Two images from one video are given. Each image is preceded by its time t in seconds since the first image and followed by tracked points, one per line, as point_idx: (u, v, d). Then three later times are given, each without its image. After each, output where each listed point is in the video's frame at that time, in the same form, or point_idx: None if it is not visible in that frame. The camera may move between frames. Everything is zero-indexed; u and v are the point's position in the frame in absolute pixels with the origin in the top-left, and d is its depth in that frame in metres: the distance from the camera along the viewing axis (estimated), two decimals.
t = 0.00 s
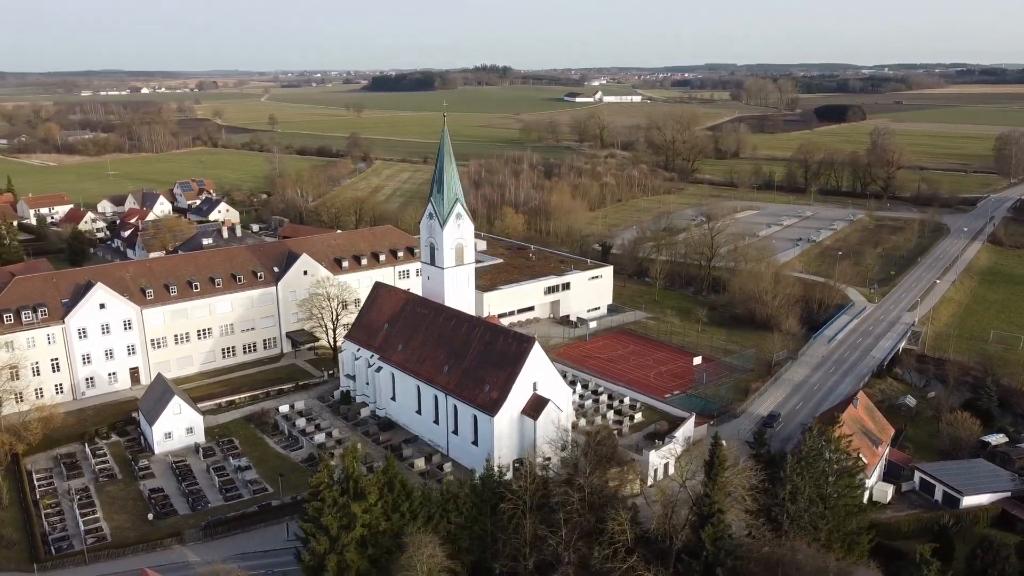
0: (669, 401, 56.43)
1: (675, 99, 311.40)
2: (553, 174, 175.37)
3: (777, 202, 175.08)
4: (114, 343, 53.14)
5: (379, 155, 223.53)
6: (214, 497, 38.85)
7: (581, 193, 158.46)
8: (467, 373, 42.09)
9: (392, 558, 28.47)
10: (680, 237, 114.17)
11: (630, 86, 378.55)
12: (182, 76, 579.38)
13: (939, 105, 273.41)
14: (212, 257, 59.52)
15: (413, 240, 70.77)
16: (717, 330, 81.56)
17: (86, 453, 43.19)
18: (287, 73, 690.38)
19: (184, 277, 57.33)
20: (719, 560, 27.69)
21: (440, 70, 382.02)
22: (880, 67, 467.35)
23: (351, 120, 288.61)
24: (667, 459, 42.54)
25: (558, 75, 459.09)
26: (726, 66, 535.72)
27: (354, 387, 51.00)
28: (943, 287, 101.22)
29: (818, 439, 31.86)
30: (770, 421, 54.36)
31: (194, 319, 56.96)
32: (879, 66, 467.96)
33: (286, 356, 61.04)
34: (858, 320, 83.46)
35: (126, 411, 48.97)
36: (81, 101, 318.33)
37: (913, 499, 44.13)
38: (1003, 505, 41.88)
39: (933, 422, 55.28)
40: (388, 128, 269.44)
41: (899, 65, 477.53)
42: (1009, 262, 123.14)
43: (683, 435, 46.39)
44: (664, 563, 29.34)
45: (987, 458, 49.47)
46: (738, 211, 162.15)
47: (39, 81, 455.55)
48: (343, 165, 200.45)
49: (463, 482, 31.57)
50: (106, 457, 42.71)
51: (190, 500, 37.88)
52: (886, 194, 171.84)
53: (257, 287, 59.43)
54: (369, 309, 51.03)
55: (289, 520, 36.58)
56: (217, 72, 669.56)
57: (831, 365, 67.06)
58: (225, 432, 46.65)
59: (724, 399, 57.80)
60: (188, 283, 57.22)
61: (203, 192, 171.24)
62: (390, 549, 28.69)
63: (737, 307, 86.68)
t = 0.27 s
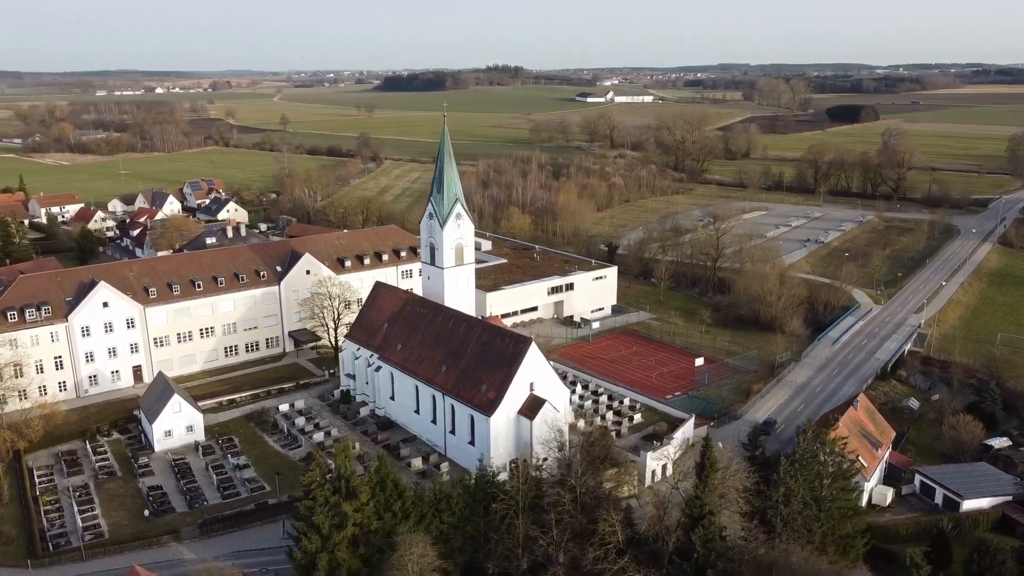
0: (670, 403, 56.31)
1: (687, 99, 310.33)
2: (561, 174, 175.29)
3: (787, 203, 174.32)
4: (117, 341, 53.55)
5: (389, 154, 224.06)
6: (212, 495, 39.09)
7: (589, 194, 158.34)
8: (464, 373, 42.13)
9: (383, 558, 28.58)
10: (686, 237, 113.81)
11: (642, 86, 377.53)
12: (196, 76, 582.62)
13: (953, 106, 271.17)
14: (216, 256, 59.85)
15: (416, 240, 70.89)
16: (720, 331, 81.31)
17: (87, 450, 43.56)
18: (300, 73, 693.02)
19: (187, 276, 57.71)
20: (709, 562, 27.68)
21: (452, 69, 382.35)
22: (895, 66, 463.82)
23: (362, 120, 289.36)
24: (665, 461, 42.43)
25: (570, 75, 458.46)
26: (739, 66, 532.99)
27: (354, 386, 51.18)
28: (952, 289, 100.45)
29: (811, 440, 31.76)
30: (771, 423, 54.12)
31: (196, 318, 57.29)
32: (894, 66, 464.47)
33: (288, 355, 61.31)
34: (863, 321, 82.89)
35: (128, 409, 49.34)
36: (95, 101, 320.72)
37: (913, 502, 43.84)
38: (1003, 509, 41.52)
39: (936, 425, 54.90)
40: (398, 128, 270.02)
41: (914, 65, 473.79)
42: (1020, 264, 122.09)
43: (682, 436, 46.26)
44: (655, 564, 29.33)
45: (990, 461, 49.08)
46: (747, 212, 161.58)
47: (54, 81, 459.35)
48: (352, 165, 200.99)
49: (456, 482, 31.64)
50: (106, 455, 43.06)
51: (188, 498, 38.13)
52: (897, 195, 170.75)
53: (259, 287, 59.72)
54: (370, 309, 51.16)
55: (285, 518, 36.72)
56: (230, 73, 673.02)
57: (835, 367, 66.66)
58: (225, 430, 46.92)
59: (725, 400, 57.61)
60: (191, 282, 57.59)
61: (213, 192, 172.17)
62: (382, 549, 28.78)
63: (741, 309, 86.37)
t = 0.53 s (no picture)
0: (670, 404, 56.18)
1: (699, 99, 309.24)
2: (569, 174, 175.19)
3: (796, 203, 173.52)
4: (120, 340, 53.97)
5: (399, 154, 224.49)
6: (209, 493, 39.33)
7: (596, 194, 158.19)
8: (462, 373, 42.20)
9: (375, 557, 28.67)
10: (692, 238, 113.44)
11: (654, 86, 376.54)
12: (210, 77, 585.77)
13: (967, 106, 268.85)
14: (219, 255, 60.19)
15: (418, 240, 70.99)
16: (724, 332, 81.01)
17: (88, 448, 43.93)
18: (313, 74, 695.52)
19: (189, 275, 58.07)
20: (699, 564, 27.67)
21: (463, 69, 382.60)
22: (911, 66, 460.23)
23: (373, 120, 290.05)
24: (662, 462, 42.34)
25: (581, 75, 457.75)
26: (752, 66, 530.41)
27: (354, 386, 51.37)
28: (960, 291, 99.66)
29: (805, 443, 31.70)
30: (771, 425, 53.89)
31: (198, 317, 57.64)
32: (910, 66, 460.88)
33: (290, 354, 61.57)
34: (869, 323, 82.34)
35: (129, 406, 49.72)
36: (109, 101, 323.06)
37: (913, 505, 43.57)
38: (1004, 513, 41.16)
39: (939, 428, 54.49)
40: (408, 128, 270.54)
41: (929, 65, 470.11)
42: None
43: (680, 438, 46.16)
44: (647, 566, 29.30)
45: (991, 466, 48.69)
46: (755, 213, 160.95)
47: (70, 81, 463.28)
48: (361, 164, 201.42)
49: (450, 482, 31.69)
50: (106, 452, 43.38)
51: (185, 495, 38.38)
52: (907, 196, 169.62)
53: (262, 286, 60.00)
54: (370, 309, 51.26)
55: (280, 517, 36.88)
56: (244, 73, 676.53)
57: (838, 369, 66.26)
58: (225, 429, 47.18)
59: (726, 402, 57.42)
60: (194, 280, 57.95)
61: (222, 191, 173.07)
62: (373, 549, 28.90)
63: (745, 310, 86.06)
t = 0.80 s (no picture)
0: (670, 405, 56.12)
1: (710, 99, 307.92)
2: (577, 174, 175.01)
3: (805, 204, 172.57)
4: (123, 337, 54.37)
5: (408, 154, 224.80)
6: (207, 490, 39.58)
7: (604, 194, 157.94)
8: (460, 373, 42.27)
9: (367, 556, 28.79)
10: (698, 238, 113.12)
11: (666, 86, 375.29)
12: (223, 76, 588.44)
13: (982, 106, 266.38)
14: (221, 254, 60.51)
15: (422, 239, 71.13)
16: (727, 333, 80.74)
17: (89, 445, 44.32)
18: (326, 73, 697.38)
19: (192, 274, 58.44)
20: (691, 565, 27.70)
21: (475, 69, 382.57)
22: (926, 66, 456.37)
23: (383, 120, 290.64)
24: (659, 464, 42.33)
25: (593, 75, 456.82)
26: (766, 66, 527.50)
27: (354, 385, 51.57)
28: (967, 293, 98.89)
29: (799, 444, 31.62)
30: (772, 426, 53.71)
31: (201, 315, 58.00)
32: (925, 66, 456.97)
33: (292, 353, 61.88)
34: (874, 324, 81.81)
35: (131, 404, 50.12)
36: (122, 100, 325.32)
37: (912, 508, 43.31)
38: (1004, 517, 40.85)
39: (941, 430, 54.12)
40: (419, 127, 270.96)
41: (944, 65, 466.18)
42: None
43: (678, 438, 46.04)
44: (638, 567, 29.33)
45: (994, 469, 48.28)
46: (763, 214, 160.24)
47: (85, 81, 466.89)
48: (370, 164, 201.99)
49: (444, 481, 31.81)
50: (107, 449, 43.73)
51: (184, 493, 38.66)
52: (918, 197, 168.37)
53: (264, 285, 60.33)
54: (370, 308, 51.39)
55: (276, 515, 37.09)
56: (258, 73, 679.96)
57: (842, 371, 65.86)
58: (225, 427, 47.50)
59: (727, 403, 57.25)
60: (197, 279, 58.32)
61: (231, 190, 173.97)
62: (366, 547, 29.04)
63: (749, 311, 85.75)
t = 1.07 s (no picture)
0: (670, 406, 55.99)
1: (722, 100, 306.53)
2: (586, 175, 174.77)
3: (815, 205, 171.55)
4: (126, 335, 54.80)
5: (418, 154, 225.06)
6: (205, 488, 39.84)
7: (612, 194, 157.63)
8: (458, 372, 42.31)
9: (359, 555, 28.90)
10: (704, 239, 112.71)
11: (678, 86, 373.80)
12: (237, 76, 591.09)
13: (997, 107, 263.73)
14: (225, 253, 60.84)
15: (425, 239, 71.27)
16: (731, 334, 80.48)
17: (90, 441, 44.73)
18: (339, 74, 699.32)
19: (196, 273, 58.82)
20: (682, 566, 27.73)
21: (486, 69, 382.58)
22: (942, 66, 452.29)
23: (394, 120, 291.14)
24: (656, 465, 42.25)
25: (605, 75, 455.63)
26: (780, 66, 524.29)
27: (354, 383, 51.76)
28: (976, 295, 98.09)
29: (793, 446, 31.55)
30: (772, 428, 53.48)
31: (204, 314, 58.37)
32: (941, 66, 452.89)
33: (295, 352, 62.17)
34: (879, 326, 81.23)
35: (133, 401, 50.55)
36: (136, 100, 327.55)
37: (912, 511, 43.01)
38: (1004, 521, 40.50)
39: (943, 433, 53.72)
40: (429, 127, 271.28)
41: (961, 65, 462.01)
42: None
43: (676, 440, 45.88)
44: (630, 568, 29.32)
45: (996, 472, 47.87)
46: (772, 215, 159.46)
47: (101, 81, 470.33)
48: (380, 164, 202.41)
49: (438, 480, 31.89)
50: (108, 445, 44.12)
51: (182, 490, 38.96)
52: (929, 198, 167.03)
53: (267, 284, 60.61)
54: (370, 308, 51.53)
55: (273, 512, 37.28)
56: (271, 73, 682.87)
57: (845, 373, 65.42)
58: (225, 424, 47.78)
59: (728, 404, 57.08)
60: (200, 278, 58.70)
61: (241, 190, 174.82)
62: (358, 546, 29.13)
63: (753, 311, 85.42)
